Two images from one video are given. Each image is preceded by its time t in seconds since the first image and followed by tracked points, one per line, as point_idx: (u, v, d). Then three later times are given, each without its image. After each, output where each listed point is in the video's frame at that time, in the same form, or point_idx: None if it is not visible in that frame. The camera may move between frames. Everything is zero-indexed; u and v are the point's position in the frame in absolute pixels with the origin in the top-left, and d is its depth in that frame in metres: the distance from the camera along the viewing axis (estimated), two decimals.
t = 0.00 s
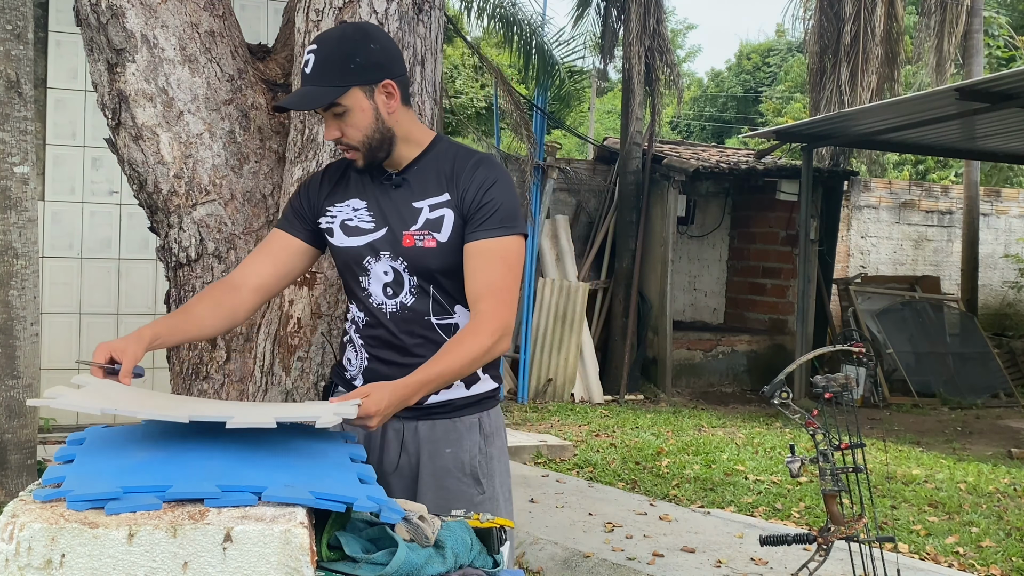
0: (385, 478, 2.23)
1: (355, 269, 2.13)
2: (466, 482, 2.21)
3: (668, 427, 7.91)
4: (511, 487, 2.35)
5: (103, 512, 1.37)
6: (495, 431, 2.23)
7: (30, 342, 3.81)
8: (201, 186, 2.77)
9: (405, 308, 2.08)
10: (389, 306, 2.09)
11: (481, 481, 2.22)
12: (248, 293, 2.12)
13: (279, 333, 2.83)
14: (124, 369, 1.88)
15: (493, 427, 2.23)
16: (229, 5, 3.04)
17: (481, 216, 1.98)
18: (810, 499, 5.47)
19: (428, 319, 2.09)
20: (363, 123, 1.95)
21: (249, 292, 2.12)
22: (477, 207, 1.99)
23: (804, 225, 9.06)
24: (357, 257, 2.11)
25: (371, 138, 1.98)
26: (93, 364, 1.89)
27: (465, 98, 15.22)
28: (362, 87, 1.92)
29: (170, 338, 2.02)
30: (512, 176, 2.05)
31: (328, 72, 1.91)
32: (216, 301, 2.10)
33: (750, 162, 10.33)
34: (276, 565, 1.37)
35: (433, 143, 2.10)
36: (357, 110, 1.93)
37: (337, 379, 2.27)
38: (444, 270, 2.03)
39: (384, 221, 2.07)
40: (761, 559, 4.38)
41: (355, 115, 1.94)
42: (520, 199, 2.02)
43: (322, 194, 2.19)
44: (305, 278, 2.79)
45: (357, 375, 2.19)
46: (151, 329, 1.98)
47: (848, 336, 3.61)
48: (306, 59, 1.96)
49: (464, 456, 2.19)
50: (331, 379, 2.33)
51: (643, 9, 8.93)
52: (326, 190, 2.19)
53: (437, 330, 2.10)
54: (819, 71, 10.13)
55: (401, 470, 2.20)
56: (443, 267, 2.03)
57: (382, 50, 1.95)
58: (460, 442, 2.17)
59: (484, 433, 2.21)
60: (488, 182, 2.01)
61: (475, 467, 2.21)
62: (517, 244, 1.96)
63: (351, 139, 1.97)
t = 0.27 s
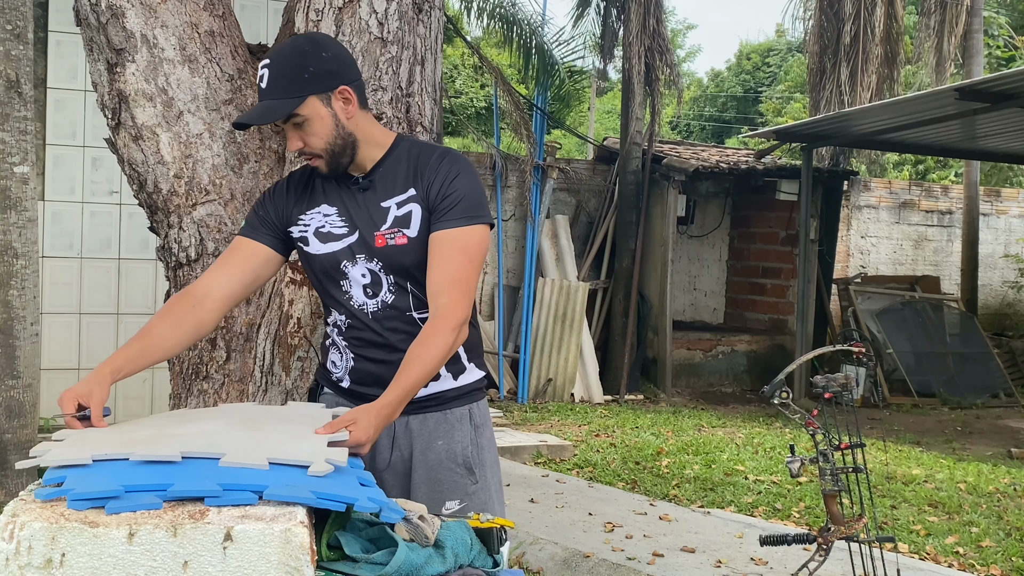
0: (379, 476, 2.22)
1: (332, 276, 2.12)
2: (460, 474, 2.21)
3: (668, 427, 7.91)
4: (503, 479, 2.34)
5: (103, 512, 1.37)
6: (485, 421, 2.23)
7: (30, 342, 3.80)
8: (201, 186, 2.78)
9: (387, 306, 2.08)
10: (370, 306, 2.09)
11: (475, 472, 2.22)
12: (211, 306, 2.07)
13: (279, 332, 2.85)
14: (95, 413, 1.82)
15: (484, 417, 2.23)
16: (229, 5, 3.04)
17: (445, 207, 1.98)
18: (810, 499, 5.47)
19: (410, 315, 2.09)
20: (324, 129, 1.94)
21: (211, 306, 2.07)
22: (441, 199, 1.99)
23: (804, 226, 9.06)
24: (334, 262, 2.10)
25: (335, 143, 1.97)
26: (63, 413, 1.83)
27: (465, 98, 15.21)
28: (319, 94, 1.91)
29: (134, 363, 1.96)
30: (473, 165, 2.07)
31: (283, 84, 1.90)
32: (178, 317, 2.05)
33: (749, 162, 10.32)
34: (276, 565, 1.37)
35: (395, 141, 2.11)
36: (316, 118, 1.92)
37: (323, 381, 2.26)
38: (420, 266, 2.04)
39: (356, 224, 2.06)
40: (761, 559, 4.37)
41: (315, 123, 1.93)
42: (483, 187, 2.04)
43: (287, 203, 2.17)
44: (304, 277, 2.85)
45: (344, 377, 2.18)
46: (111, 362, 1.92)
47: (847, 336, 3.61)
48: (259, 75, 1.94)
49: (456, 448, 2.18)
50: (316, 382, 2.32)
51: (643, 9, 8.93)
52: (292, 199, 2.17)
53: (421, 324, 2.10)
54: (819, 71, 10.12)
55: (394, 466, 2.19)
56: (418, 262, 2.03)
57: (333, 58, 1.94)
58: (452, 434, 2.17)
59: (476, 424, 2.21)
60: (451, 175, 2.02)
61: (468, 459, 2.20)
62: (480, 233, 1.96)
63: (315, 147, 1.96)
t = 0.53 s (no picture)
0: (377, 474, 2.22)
1: (320, 279, 2.12)
2: (459, 467, 2.21)
3: (668, 427, 7.91)
4: (500, 470, 2.35)
5: (104, 512, 1.37)
6: (481, 414, 2.24)
7: (30, 342, 3.81)
8: (201, 186, 2.78)
9: (377, 305, 2.07)
10: (361, 306, 2.09)
11: (473, 464, 2.22)
12: (194, 312, 2.08)
13: (279, 333, 2.84)
14: (88, 417, 1.85)
15: (479, 410, 2.23)
16: (229, 5, 3.04)
17: (426, 203, 1.98)
18: (810, 499, 5.47)
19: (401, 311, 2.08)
20: (317, 138, 1.93)
21: (195, 312, 2.08)
22: (422, 195, 1.99)
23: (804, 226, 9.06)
24: (321, 265, 2.09)
25: (327, 150, 1.96)
26: (56, 420, 1.83)
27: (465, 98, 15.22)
28: (309, 103, 1.89)
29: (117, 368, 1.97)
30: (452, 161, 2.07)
31: (274, 100, 1.86)
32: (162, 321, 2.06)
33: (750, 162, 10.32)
34: (276, 565, 1.37)
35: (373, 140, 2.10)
36: (308, 127, 1.90)
37: (319, 382, 2.26)
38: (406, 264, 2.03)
39: (341, 225, 2.06)
40: (761, 559, 4.38)
41: (308, 133, 1.91)
42: (462, 180, 2.03)
43: (269, 209, 2.16)
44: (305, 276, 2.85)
45: (340, 378, 2.18)
46: (96, 365, 1.94)
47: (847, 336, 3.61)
48: (243, 93, 1.89)
49: (454, 441, 2.18)
50: (311, 383, 2.31)
51: (643, 9, 8.94)
52: (272, 204, 2.16)
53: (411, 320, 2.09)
54: (819, 71, 10.12)
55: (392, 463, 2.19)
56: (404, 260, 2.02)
57: (313, 64, 1.91)
58: (449, 428, 2.18)
59: (472, 417, 2.22)
60: (429, 171, 2.02)
61: (466, 452, 2.21)
62: (464, 225, 1.96)
63: (308, 157, 1.94)
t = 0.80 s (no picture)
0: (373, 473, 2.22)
1: (314, 278, 2.12)
2: (453, 466, 2.21)
3: (668, 427, 7.91)
4: (494, 469, 2.35)
5: (104, 512, 1.38)
6: (475, 413, 2.23)
7: (30, 342, 3.80)
8: (201, 186, 2.78)
9: (370, 303, 2.07)
10: (354, 305, 2.08)
11: (467, 464, 2.22)
12: (192, 313, 2.08)
13: (279, 333, 2.86)
14: (89, 417, 1.85)
15: (473, 409, 2.23)
16: (229, 5, 3.04)
17: (421, 203, 1.97)
18: (810, 499, 5.47)
19: (394, 310, 2.08)
20: (324, 139, 1.95)
21: (193, 313, 2.08)
22: (417, 195, 1.99)
23: (804, 225, 9.06)
24: (315, 264, 2.09)
25: (331, 152, 1.98)
26: (57, 422, 1.83)
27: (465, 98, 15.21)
28: (318, 105, 1.91)
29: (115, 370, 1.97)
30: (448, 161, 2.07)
31: (287, 103, 1.87)
32: (162, 321, 2.06)
33: (750, 162, 10.32)
34: (276, 564, 1.37)
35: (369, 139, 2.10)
36: (317, 128, 1.92)
37: (311, 382, 2.26)
38: (399, 264, 2.03)
39: (335, 224, 2.06)
40: (761, 559, 4.38)
41: (317, 134, 1.93)
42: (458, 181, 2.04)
43: (265, 208, 2.16)
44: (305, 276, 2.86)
45: (333, 377, 2.18)
46: (95, 367, 1.94)
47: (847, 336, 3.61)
48: (253, 96, 1.89)
49: (448, 440, 2.18)
50: (304, 384, 2.31)
51: (643, 9, 8.94)
52: (267, 203, 2.17)
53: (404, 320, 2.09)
54: (819, 70, 10.12)
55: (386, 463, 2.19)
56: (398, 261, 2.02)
57: (318, 66, 1.94)
58: (442, 427, 2.17)
59: (466, 416, 2.21)
60: (425, 170, 2.02)
61: (460, 450, 2.20)
62: (458, 226, 1.96)
63: (315, 158, 1.95)
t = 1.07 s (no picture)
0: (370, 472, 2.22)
1: (313, 276, 2.11)
2: (451, 466, 2.21)
3: (668, 427, 7.91)
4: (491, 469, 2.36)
5: (104, 512, 1.37)
6: (472, 413, 2.23)
7: (30, 342, 3.80)
8: (201, 186, 2.78)
9: (369, 303, 2.07)
10: (353, 303, 2.08)
11: (465, 464, 2.22)
12: (194, 311, 2.08)
13: (279, 333, 2.85)
14: (92, 413, 1.84)
15: (471, 409, 2.23)
16: (229, 5, 3.04)
17: (425, 205, 1.98)
18: (810, 499, 5.47)
19: (393, 310, 2.08)
20: (333, 133, 1.97)
21: (196, 312, 2.08)
22: (421, 197, 1.99)
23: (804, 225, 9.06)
24: (315, 262, 2.09)
25: (338, 148, 1.99)
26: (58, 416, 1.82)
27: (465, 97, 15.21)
28: (331, 98, 1.93)
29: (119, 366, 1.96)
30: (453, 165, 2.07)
31: (301, 92, 1.89)
32: (164, 322, 2.06)
33: (750, 162, 10.32)
34: (276, 565, 1.37)
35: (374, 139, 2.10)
36: (327, 122, 1.94)
37: (306, 382, 2.24)
38: (400, 263, 2.03)
39: (337, 222, 2.06)
40: (761, 559, 4.38)
41: (327, 127, 1.94)
42: (462, 184, 2.04)
43: (267, 204, 2.17)
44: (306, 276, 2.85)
45: (330, 377, 2.16)
46: (99, 363, 1.93)
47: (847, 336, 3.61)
48: (267, 82, 1.91)
49: (445, 441, 2.18)
50: (300, 384, 2.29)
51: (643, 9, 8.95)
52: (268, 201, 2.17)
53: (404, 319, 2.09)
54: (819, 70, 10.12)
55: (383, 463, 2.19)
56: (399, 260, 2.02)
57: (334, 62, 1.97)
58: (440, 427, 2.17)
59: (464, 417, 2.21)
60: (430, 171, 2.03)
61: (458, 451, 2.20)
62: (461, 228, 1.97)
63: (323, 151, 1.96)
